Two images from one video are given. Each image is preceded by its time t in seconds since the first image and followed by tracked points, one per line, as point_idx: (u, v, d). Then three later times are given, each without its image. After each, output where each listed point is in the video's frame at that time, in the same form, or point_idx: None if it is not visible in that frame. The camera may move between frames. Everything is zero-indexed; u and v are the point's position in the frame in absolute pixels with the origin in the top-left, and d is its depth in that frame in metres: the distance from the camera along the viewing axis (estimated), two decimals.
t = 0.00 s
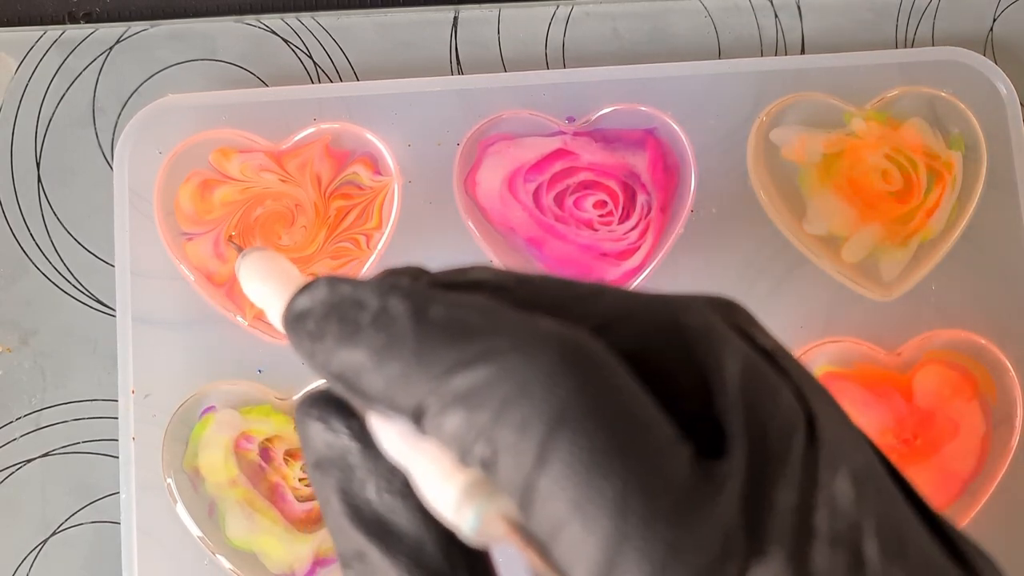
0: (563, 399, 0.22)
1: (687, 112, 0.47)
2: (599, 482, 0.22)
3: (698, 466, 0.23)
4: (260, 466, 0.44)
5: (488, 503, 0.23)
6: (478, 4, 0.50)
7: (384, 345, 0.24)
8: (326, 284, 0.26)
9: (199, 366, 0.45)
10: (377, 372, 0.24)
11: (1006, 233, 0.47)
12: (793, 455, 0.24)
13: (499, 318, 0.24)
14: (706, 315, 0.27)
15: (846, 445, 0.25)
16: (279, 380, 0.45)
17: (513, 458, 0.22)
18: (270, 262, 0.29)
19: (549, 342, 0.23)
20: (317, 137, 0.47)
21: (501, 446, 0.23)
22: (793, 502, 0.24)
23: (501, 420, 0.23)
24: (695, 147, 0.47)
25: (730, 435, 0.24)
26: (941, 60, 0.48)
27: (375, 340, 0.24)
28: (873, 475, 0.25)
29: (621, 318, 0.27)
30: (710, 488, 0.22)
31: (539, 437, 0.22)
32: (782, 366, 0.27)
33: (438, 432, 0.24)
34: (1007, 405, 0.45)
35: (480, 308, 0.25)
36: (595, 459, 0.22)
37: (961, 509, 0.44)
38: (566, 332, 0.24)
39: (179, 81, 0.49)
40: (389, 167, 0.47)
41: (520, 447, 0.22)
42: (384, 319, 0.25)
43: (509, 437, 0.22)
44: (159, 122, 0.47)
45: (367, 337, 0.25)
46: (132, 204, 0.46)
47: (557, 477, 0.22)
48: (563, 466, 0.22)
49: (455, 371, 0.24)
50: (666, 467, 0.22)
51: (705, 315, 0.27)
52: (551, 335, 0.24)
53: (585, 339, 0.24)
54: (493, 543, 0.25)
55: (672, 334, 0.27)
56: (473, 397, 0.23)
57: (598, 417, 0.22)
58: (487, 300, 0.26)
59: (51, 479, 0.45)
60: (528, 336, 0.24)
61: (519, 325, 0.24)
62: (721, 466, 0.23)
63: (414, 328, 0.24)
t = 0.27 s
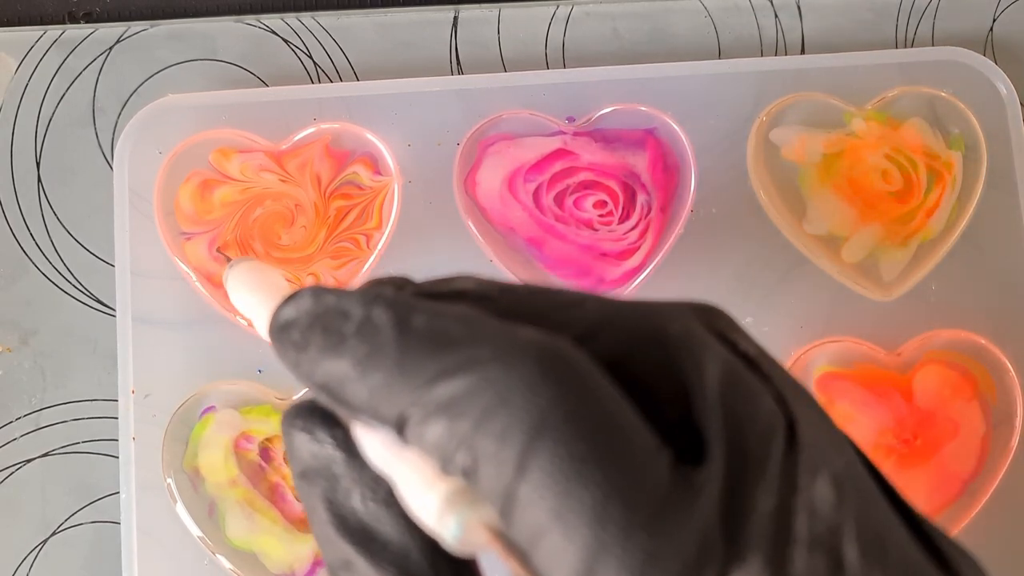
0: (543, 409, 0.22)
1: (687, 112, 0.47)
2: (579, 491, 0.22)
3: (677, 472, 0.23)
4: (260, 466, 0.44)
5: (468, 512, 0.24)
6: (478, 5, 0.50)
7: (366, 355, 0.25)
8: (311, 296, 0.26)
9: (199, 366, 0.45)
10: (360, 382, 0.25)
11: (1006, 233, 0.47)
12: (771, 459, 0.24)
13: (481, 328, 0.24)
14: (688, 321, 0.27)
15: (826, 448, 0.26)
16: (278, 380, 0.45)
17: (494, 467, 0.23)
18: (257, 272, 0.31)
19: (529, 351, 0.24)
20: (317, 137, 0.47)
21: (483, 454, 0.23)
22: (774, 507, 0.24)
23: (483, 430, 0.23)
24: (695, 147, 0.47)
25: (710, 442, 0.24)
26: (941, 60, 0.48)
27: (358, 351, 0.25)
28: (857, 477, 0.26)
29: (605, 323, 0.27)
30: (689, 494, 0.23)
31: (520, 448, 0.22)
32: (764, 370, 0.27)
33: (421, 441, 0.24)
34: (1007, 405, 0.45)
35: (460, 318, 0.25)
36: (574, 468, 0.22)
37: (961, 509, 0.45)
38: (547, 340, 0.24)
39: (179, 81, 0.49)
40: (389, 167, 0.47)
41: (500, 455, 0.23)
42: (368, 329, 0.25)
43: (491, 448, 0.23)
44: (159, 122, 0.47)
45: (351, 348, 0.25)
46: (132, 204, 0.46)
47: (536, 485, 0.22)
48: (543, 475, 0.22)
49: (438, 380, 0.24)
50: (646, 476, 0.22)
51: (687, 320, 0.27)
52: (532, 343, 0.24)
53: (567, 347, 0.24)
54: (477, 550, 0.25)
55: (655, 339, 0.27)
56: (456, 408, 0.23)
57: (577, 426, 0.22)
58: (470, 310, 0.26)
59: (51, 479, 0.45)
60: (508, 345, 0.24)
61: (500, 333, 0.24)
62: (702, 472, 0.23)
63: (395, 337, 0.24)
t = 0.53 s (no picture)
0: (529, 428, 0.22)
1: (687, 112, 0.47)
2: (565, 511, 0.22)
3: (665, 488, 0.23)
4: (260, 466, 0.44)
5: (455, 532, 0.24)
6: (478, 5, 0.50)
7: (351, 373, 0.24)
8: (297, 310, 0.26)
9: (199, 366, 0.45)
10: (345, 400, 0.25)
11: (1006, 233, 0.47)
12: (764, 475, 0.25)
13: (466, 344, 0.24)
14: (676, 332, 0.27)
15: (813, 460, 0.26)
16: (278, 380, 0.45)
17: (480, 485, 0.23)
18: (244, 285, 0.31)
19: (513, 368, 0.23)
20: (317, 137, 0.47)
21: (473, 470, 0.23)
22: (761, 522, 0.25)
23: (468, 450, 0.23)
24: (695, 147, 0.47)
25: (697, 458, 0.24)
26: (940, 60, 0.48)
27: (342, 368, 0.25)
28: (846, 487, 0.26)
29: (592, 337, 0.27)
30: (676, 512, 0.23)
31: (506, 467, 0.22)
32: (752, 382, 0.27)
33: (406, 460, 0.24)
34: (1007, 405, 0.45)
35: (445, 333, 0.25)
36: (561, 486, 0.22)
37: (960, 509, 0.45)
38: (533, 356, 0.24)
39: (179, 81, 0.49)
40: (389, 167, 0.47)
41: (486, 474, 0.23)
42: (353, 345, 0.25)
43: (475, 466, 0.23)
44: (159, 122, 0.47)
45: (336, 364, 0.25)
46: (132, 204, 0.46)
47: (523, 505, 0.22)
48: (529, 495, 0.22)
49: (422, 400, 0.24)
50: (633, 494, 0.22)
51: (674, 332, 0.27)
52: (517, 359, 0.24)
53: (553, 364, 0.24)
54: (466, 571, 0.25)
55: (643, 352, 0.26)
56: (439, 426, 0.23)
57: (564, 445, 0.22)
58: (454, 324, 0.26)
59: (51, 479, 0.45)
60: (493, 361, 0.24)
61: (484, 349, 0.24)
62: (691, 490, 0.23)
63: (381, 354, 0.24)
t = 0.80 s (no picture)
0: (504, 447, 0.23)
1: (687, 112, 0.47)
2: (541, 531, 0.22)
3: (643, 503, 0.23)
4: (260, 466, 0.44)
5: (436, 549, 0.24)
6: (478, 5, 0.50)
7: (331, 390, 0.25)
8: (279, 327, 0.27)
9: (199, 366, 0.45)
10: (324, 417, 0.25)
11: (1006, 232, 0.47)
12: (743, 491, 0.25)
13: (446, 359, 0.25)
14: (657, 345, 0.27)
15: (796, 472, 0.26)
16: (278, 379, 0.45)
17: (457, 505, 0.23)
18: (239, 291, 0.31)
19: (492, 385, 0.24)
20: (317, 137, 0.47)
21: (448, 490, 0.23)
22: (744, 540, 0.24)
23: (445, 468, 0.23)
24: (695, 146, 0.47)
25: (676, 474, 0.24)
26: (940, 60, 0.48)
27: (323, 386, 0.25)
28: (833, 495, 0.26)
29: (574, 350, 0.27)
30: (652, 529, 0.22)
31: (482, 487, 0.23)
32: (735, 392, 0.28)
33: (385, 478, 0.24)
34: (1007, 405, 0.45)
35: (426, 350, 0.25)
36: (536, 505, 0.22)
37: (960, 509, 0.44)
38: (512, 372, 0.24)
39: (179, 81, 0.49)
40: (389, 167, 0.47)
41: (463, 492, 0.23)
42: (333, 362, 0.25)
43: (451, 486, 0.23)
44: (159, 122, 0.47)
45: (317, 381, 0.25)
46: (132, 203, 0.46)
47: (499, 526, 0.22)
48: (504, 516, 0.22)
49: (400, 418, 0.24)
50: (611, 511, 0.22)
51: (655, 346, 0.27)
52: (496, 376, 0.24)
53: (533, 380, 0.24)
54: None
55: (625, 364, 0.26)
56: (417, 445, 0.24)
57: (541, 464, 0.23)
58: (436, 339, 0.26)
59: (50, 479, 0.45)
60: (473, 377, 0.24)
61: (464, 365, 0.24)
62: (668, 505, 0.23)
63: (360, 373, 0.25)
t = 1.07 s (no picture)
0: (496, 459, 0.23)
1: (687, 112, 0.47)
2: (535, 543, 0.22)
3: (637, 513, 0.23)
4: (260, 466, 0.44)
5: (429, 562, 0.24)
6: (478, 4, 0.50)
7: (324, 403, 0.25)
8: (272, 339, 0.26)
9: (199, 366, 0.45)
10: (317, 430, 0.25)
11: (1006, 232, 0.47)
12: (738, 498, 0.25)
13: (435, 371, 0.25)
14: (651, 352, 0.27)
15: (795, 479, 0.26)
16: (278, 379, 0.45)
17: (449, 517, 0.23)
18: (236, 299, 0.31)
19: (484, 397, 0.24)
20: (316, 137, 0.47)
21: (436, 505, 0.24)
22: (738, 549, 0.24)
23: (437, 481, 0.23)
24: (695, 146, 0.47)
25: (670, 483, 0.24)
26: (940, 60, 0.48)
27: (316, 399, 0.25)
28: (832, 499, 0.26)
29: (567, 358, 0.27)
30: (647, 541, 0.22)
31: (473, 500, 0.23)
32: (729, 399, 0.28)
33: (377, 491, 0.24)
34: (1007, 405, 0.45)
35: (418, 361, 0.25)
36: (529, 517, 0.22)
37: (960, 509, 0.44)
38: (505, 384, 0.24)
39: (179, 81, 0.49)
40: (389, 167, 0.47)
41: (455, 506, 0.23)
42: (326, 375, 0.25)
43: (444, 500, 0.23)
44: (159, 122, 0.47)
45: (310, 395, 0.25)
46: (132, 203, 0.46)
47: (491, 537, 0.22)
48: (497, 528, 0.22)
49: (393, 431, 0.24)
50: (604, 522, 0.22)
51: (651, 352, 0.27)
52: (488, 388, 0.24)
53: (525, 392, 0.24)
54: None
55: (620, 372, 0.26)
56: (409, 458, 0.24)
57: (532, 475, 0.23)
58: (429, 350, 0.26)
59: (50, 479, 0.45)
60: (464, 390, 0.24)
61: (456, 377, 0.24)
62: (663, 517, 0.23)
63: (352, 386, 0.25)
